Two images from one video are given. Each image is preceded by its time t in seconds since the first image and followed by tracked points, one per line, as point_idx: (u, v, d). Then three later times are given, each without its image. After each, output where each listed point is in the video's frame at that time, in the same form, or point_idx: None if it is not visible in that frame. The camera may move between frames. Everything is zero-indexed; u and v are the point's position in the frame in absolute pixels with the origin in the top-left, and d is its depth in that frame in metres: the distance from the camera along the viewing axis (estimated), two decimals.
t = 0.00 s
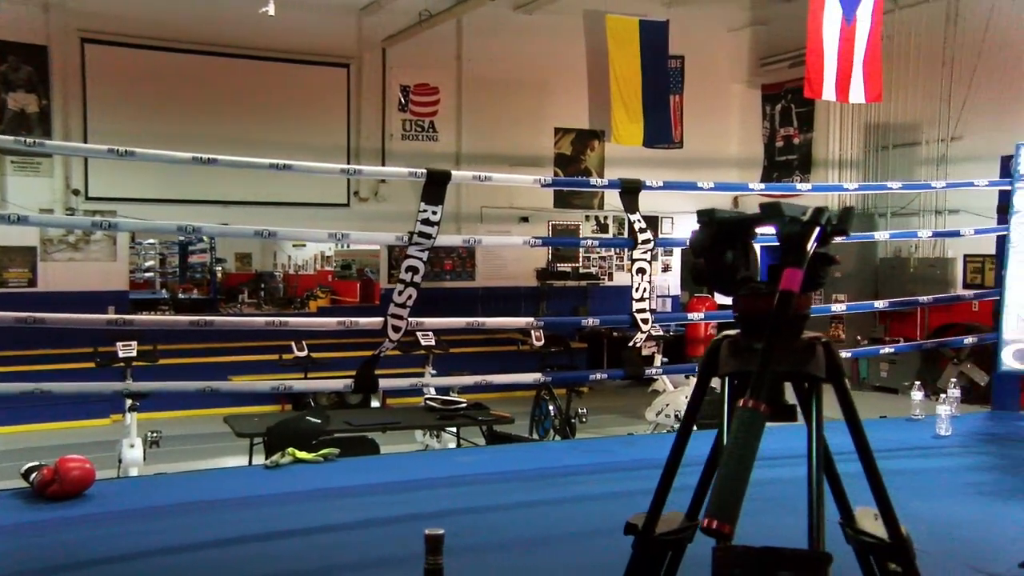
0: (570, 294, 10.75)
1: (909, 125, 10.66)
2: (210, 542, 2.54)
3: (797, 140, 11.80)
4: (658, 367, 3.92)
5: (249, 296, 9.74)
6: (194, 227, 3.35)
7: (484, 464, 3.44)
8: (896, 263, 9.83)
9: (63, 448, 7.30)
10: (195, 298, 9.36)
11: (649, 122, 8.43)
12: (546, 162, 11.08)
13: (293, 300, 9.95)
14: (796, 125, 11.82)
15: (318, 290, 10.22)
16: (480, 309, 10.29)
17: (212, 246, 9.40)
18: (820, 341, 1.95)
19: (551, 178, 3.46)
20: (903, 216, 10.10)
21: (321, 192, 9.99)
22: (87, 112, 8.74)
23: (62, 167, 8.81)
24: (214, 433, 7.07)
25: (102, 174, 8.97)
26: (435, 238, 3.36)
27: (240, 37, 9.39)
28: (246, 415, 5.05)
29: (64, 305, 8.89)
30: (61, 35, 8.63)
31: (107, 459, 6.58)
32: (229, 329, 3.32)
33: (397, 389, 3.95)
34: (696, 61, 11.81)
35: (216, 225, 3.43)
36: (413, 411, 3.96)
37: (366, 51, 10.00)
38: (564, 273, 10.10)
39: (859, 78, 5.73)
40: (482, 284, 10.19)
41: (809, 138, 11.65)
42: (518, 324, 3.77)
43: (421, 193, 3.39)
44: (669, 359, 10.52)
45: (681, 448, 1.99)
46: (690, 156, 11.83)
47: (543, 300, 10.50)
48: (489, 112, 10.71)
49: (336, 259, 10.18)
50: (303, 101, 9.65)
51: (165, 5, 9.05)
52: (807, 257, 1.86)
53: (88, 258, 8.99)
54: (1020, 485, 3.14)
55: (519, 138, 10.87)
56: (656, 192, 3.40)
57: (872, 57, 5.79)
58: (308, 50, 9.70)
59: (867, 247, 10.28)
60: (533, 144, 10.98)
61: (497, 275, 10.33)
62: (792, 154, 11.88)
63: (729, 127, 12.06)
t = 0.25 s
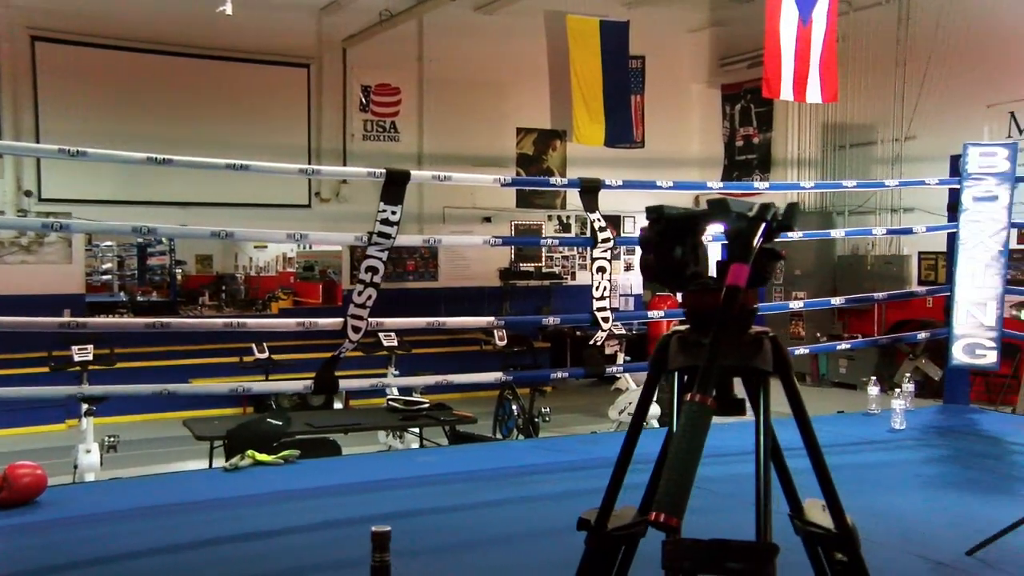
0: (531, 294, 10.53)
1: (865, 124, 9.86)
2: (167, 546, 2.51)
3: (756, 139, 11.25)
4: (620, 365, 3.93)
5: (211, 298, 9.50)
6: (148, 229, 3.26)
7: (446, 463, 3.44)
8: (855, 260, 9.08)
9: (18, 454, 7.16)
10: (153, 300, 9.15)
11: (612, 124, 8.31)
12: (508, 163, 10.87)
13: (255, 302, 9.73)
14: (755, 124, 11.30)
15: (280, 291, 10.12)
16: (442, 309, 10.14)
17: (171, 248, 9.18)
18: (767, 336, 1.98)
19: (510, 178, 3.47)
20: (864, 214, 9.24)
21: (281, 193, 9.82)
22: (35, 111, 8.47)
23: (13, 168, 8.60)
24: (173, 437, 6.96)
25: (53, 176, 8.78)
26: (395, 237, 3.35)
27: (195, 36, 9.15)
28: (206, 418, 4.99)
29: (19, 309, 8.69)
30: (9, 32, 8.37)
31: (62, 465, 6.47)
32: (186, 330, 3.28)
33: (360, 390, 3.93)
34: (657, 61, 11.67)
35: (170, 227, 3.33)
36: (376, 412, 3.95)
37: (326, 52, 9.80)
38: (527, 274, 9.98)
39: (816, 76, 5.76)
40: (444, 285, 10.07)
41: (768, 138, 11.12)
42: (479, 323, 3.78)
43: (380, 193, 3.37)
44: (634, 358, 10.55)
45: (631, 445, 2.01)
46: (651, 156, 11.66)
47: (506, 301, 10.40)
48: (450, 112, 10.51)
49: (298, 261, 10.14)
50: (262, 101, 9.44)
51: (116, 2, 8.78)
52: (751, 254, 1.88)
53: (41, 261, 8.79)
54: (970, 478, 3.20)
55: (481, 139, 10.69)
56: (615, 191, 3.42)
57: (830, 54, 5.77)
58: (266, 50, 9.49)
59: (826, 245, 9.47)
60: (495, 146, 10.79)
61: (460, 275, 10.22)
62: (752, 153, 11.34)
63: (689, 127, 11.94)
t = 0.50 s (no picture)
0: (488, 290, 10.26)
1: (817, 123, 9.72)
2: (117, 546, 2.48)
3: (715, 137, 11.01)
4: (576, 361, 3.95)
5: (166, 296, 9.32)
6: (96, 225, 3.19)
7: (402, 460, 3.44)
8: (810, 257, 8.91)
9: None
10: (107, 298, 8.95)
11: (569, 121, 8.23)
12: (467, 160, 10.52)
13: (212, 300, 9.57)
14: (713, 122, 11.06)
15: (238, 290, 9.92)
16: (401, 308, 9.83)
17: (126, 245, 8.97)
18: (711, 329, 1.99)
19: (467, 174, 3.48)
20: (818, 211, 9.02)
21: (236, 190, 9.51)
22: None
23: None
24: (128, 438, 6.83)
25: None
26: (350, 234, 3.31)
27: (144, 29, 8.74)
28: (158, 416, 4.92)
29: None
30: None
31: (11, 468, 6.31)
32: (137, 328, 3.23)
33: (316, 387, 3.91)
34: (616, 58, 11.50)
35: (119, 224, 3.26)
36: (333, 410, 3.93)
37: (283, 48, 9.47)
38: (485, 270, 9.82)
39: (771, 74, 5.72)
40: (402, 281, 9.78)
41: (726, 136, 10.83)
42: (435, 319, 3.77)
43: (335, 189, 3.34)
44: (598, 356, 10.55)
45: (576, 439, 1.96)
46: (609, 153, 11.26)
47: (465, 297, 10.13)
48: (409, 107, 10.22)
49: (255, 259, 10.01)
50: (216, 97, 9.05)
51: None
52: (694, 247, 1.88)
53: None
54: (916, 469, 3.27)
55: (442, 136, 10.36)
56: (572, 187, 3.43)
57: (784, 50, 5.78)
58: (219, 45, 9.11)
59: (782, 241, 9.28)
60: (458, 141, 10.44)
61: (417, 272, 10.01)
62: (710, 151, 11.08)
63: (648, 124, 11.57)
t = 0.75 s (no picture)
0: (443, 288, 10.06)
1: (771, 124, 9.42)
2: (58, 547, 2.43)
3: (669, 137, 10.80)
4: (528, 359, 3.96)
5: (115, 294, 9.16)
6: (38, 219, 3.11)
7: (354, 458, 3.42)
8: (761, 255, 8.71)
9: None
10: (52, 296, 8.63)
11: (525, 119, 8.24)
12: (422, 158, 10.40)
13: (162, 299, 9.44)
14: (668, 122, 10.83)
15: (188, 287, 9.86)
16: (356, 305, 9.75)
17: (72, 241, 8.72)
18: (653, 324, 1.99)
19: (420, 171, 3.49)
20: (769, 210, 8.81)
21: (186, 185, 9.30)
22: None
23: None
24: (75, 438, 6.67)
25: None
26: (301, 231, 3.29)
27: (91, 20, 8.51)
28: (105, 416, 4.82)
29: None
30: None
31: None
32: (80, 324, 3.16)
33: (269, 385, 3.86)
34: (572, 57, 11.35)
35: (62, 218, 3.19)
36: (285, 408, 3.90)
37: (235, 42, 9.28)
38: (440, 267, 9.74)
39: (724, 75, 5.79)
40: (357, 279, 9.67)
41: (680, 136, 10.60)
42: (388, 316, 3.76)
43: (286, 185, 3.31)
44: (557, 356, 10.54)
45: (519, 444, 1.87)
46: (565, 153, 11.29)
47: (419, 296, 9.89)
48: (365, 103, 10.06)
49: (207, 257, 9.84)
50: (165, 90, 8.86)
51: None
52: (636, 242, 1.89)
53: None
54: (862, 464, 3.33)
55: (397, 132, 10.21)
56: (524, 185, 3.44)
57: (736, 52, 5.79)
58: (168, 38, 8.89)
59: (734, 240, 9.04)
60: (407, 138, 10.29)
61: (371, 270, 9.85)
62: (664, 151, 10.87)
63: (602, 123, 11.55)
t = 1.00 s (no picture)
0: (404, 288, 9.91)
1: (726, 124, 9.44)
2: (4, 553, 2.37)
3: (627, 136, 10.64)
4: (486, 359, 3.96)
5: (67, 295, 8.90)
6: None
7: (312, 459, 3.40)
8: (718, 254, 8.62)
9: None
10: None
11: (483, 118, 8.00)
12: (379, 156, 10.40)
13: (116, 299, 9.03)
14: (625, 121, 10.72)
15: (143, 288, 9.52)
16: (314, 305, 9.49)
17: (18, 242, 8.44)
18: (601, 319, 1.99)
19: (375, 170, 3.52)
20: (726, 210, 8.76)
21: (139, 185, 9.17)
22: None
23: None
24: (27, 443, 6.53)
25: None
26: (255, 230, 3.26)
27: (39, 16, 8.33)
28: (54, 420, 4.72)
29: None
30: None
31: None
32: (27, 326, 3.09)
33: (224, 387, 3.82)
34: (529, 58, 11.32)
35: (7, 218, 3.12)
36: (242, 410, 3.86)
37: (189, 40, 9.16)
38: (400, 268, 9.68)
39: (680, 73, 5.59)
40: (316, 280, 9.56)
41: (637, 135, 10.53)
42: (344, 315, 3.73)
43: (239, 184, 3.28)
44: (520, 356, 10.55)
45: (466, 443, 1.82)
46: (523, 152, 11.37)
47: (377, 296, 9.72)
48: (324, 102, 9.97)
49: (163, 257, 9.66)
50: (117, 87, 8.74)
51: None
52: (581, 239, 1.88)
53: None
54: (815, 459, 3.37)
55: (354, 133, 10.18)
56: (480, 183, 3.45)
57: (692, 48, 5.61)
58: (119, 34, 8.75)
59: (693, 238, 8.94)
60: (364, 137, 10.24)
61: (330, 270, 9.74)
62: (622, 150, 10.76)
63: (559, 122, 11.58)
